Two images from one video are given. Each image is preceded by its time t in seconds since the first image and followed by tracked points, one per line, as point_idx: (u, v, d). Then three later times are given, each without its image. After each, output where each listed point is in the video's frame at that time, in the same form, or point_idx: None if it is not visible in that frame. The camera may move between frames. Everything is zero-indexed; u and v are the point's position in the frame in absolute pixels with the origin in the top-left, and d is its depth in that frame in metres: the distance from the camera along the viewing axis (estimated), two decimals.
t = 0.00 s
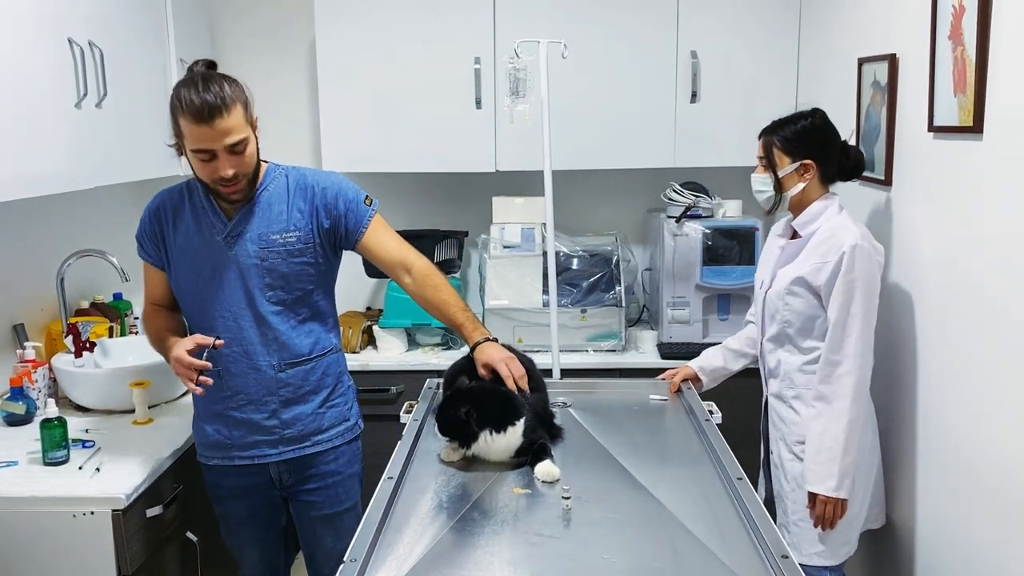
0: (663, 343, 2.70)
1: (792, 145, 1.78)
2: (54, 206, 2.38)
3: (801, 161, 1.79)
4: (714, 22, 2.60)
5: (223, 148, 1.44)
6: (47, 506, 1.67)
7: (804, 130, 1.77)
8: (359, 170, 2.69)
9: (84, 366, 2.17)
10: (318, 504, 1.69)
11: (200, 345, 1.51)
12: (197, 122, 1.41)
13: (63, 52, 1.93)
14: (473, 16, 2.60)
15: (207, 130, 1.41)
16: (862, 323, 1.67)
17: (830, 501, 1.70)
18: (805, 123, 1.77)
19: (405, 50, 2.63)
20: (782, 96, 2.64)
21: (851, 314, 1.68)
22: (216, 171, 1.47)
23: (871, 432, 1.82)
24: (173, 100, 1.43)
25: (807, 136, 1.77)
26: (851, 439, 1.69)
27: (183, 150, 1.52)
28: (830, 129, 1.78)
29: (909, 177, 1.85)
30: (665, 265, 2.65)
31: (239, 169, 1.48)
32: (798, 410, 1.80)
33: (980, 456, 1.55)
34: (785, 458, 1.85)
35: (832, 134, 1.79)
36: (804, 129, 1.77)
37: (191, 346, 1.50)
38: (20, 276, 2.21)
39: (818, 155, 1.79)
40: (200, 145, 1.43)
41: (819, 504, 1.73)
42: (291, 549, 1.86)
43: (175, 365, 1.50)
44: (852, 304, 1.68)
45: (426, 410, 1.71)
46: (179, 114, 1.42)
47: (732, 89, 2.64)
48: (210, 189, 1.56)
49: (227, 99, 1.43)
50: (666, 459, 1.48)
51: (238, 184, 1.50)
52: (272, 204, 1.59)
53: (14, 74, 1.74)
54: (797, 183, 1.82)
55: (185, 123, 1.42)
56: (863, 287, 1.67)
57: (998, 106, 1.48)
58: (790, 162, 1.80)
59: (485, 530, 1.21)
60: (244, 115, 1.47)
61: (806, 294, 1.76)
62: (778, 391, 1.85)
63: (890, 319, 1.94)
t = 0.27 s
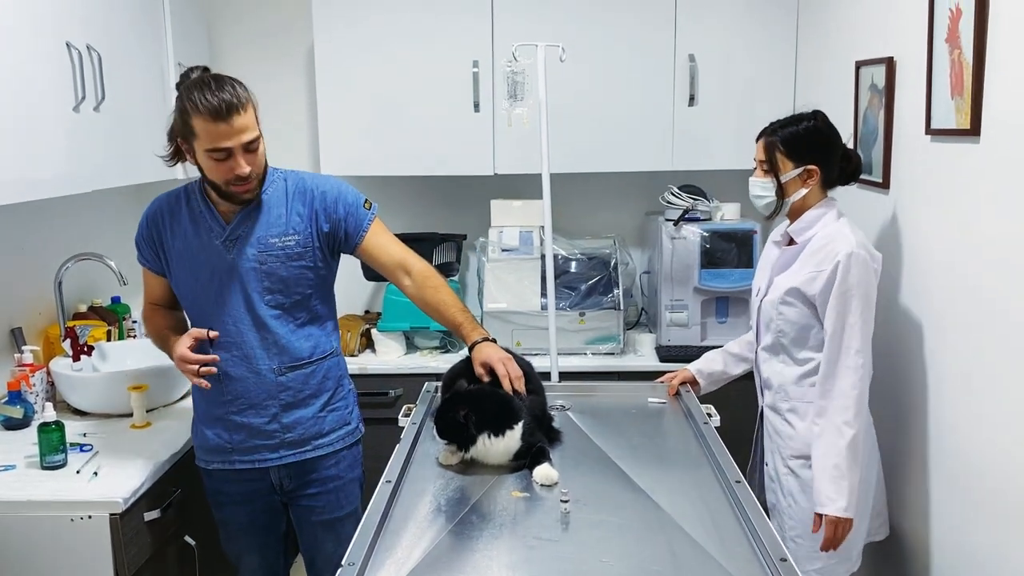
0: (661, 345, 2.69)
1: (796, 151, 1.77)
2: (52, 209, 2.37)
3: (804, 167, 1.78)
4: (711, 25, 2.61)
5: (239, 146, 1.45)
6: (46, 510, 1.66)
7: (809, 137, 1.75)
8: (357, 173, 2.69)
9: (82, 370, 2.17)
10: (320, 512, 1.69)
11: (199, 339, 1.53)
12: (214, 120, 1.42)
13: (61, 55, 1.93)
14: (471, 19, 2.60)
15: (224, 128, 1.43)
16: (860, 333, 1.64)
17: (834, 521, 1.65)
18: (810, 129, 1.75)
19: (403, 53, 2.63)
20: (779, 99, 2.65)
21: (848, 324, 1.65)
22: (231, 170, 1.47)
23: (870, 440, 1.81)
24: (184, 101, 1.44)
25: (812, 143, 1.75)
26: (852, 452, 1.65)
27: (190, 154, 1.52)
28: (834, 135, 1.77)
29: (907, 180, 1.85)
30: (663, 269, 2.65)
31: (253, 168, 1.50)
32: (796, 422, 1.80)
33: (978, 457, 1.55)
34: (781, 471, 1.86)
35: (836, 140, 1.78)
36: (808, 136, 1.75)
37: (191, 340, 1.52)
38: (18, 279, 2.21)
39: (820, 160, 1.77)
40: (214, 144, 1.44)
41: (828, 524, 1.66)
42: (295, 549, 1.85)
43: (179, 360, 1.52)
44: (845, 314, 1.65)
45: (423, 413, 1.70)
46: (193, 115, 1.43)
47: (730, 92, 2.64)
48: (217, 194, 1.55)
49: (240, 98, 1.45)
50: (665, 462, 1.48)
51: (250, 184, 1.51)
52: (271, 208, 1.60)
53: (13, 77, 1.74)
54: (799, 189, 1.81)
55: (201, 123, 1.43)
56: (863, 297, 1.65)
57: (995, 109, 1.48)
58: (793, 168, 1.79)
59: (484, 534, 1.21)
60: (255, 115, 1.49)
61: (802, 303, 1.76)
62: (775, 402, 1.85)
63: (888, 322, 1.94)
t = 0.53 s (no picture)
0: (660, 347, 2.69)
1: (799, 153, 1.67)
2: (50, 212, 2.37)
3: (808, 171, 1.69)
4: (709, 27, 2.61)
5: (239, 147, 1.45)
6: (45, 513, 1.66)
7: (813, 138, 1.66)
8: (355, 174, 2.69)
9: (80, 372, 2.16)
10: (321, 514, 1.69)
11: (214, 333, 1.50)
12: (214, 121, 1.42)
13: (58, 57, 1.93)
14: (470, 21, 2.60)
15: (224, 129, 1.43)
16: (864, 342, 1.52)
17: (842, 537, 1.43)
18: (815, 129, 1.66)
19: (401, 54, 2.63)
20: (777, 100, 2.65)
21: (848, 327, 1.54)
22: (231, 172, 1.47)
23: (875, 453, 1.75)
24: (184, 103, 1.44)
25: (817, 144, 1.66)
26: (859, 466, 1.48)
27: (190, 156, 1.52)
28: (839, 137, 1.68)
29: (905, 181, 1.85)
30: (662, 270, 2.65)
31: (253, 169, 1.50)
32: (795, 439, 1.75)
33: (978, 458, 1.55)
34: (782, 489, 1.81)
35: (841, 142, 1.69)
36: (813, 137, 1.66)
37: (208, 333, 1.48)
38: (16, 281, 2.21)
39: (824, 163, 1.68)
40: (214, 146, 1.44)
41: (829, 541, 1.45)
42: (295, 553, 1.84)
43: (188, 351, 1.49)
44: (845, 322, 1.55)
45: (422, 415, 1.70)
46: (193, 116, 1.43)
47: (728, 93, 2.64)
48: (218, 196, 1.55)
49: (240, 100, 1.45)
50: (666, 464, 1.47)
51: (251, 186, 1.51)
52: (273, 211, 1.59)
53: (11, 79, 1.74)
54: (801, 194, 1.72)
55: (200, 124, 1.43)
56: (866, 304, 1.55)
57: (993, 110, 1.48)
58: (796, 171, 1.70)
59: (483, 536, 1.21)
60: (255, 117, 1.49)
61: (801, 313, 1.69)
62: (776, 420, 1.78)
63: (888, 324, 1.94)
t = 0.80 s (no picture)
0: (660, 348, 2.73)
1: (795, 164, 1.58)
2: (47, 213, 2.37)
3: (804, 181, 1.60)
4: (707, 28, 2.61)
5: (250, 147, 1.47)
6: (42, 515, 1.66)
7: (810, 148, 1.56)
8: (353, 176, 2.69)
9: (78, 374, 2.16)
10: (320, 515, 1.69)
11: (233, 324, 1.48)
12: (228, 119, 1.44)
13: (56, 59, 1.93)
14: (468, 23, 2.60)
15: (237, 128, 1.44)
16: (840, 342, 1.44)
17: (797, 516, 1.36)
18: (812, 140, 1.56)
19: (399, 56, 2.63)
20: (775, 101, 2.65)
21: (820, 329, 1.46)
22: (240, 171, 1.48)
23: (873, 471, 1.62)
24: (197, 101, 1.46)
25: (813, 155, 1.57)
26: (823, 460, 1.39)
27: (199, 156, 1.53)
28: (836, 144, 1.59)
29: (903, 182, 1.86)
30: (660, 271, 2.66)
31: (263, 169, 1.51)
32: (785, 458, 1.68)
33: (974, 459, 1.55)
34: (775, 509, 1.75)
35: (838, 150, 1.60)
36: (810, 148, 1.56)
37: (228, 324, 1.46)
38: (13, 282, 2.20)
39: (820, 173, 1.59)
40: (226, 144, 1.45)
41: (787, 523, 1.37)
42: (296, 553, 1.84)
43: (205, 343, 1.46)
44: (822, 323, 1.46)
45: (420, 416, 1.71)
46: (206, 114, 1.44)
47: (726, 94, 2.65)
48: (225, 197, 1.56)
49: (253, 100, 1.47)
50: (664, 466, 1.47)
51: (260, 187, 1.52)
52: (282, 212, 1.60)
53: (9, 79, 1.73)
54: (796, 204, 1.64)
55: (213, 121, 1.44)
56: (846, 305, 1.46)
57: (991, 110, 1.48)
58: (791, 182, 1.61)
59: (481, 537, 1.21)
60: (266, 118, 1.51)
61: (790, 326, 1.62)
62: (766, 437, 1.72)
63: (885, 324, 1.94)
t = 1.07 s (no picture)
0: (658, 348, 2.72)
1: (774, 181, 1.42)
2: (46, 213, 2.37)
3: (784, 196, 1.45)
4: (706, 28, 2.61)
5: (274, 146, 1.49)
6: (40, 515, 1.66)
7: (791, 164, 1.40)
8: (352, 175, 2.69)
9: (76, 374, 2.16)
10: (322, 515, 1.70)
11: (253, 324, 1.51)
12: (256, 115, 1.46)
13: (54, 58, 1.92)
14: (466, 23, 2.60)
15: (264, 125, 1.46)
16: (805, 349, 1.31)
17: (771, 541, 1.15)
18: (792, 154, 1.39)
19: (398, 55, 2.63)
20: (773, 101, 2.65)
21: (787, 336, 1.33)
22: (261, 168, 1.50)
23: (868, 482, 1.57)
24: (225, 95, 1.47)
25: (794, 171, 1.41)
26: (782, 477, 1.25)
27: (218, 150, 1.54)
28: (818, 154, 1.42)
29: (901, 182, 1.86)
30: (658, 271, 2.66)
31: (283, 169, 1.52)
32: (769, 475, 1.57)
33: (972, 459, 1.55)
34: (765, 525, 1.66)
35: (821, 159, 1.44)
36: (790, 163, 1.40)
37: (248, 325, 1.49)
38: (11, 282, 2.20)
39: (801, 188, 1.44)
40: (250, 140, 1.47)
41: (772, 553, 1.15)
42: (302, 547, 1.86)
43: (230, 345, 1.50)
44: (789, 328, 1.33)
45: (419, 415, 1.71)
46: (234, 109, 1.46)
47: (724, 94, 2.65)
48: (241, 194, 1.57)
49: (281, 100, 1.49)
50: (662, 466, 1.47)
51: (277, 186, 1.53)
52: (298, 212, 1.63)
53: (8, 78, 1.73)
54: (776, 219, 1.49)
55: (239, 116, 1.46)
56: (815, 310, 1.33)
57: (989, 110, 1.48)
58: (769, 199, 1.46)
59: (479, 537, 1.21)
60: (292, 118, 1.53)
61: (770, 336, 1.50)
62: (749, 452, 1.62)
63: (883, 323, 1.94)
